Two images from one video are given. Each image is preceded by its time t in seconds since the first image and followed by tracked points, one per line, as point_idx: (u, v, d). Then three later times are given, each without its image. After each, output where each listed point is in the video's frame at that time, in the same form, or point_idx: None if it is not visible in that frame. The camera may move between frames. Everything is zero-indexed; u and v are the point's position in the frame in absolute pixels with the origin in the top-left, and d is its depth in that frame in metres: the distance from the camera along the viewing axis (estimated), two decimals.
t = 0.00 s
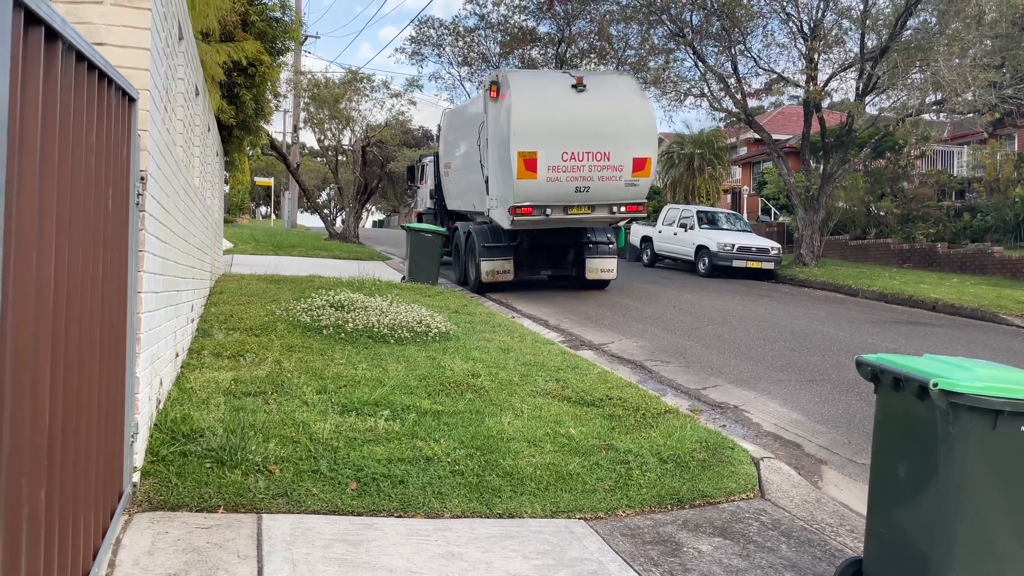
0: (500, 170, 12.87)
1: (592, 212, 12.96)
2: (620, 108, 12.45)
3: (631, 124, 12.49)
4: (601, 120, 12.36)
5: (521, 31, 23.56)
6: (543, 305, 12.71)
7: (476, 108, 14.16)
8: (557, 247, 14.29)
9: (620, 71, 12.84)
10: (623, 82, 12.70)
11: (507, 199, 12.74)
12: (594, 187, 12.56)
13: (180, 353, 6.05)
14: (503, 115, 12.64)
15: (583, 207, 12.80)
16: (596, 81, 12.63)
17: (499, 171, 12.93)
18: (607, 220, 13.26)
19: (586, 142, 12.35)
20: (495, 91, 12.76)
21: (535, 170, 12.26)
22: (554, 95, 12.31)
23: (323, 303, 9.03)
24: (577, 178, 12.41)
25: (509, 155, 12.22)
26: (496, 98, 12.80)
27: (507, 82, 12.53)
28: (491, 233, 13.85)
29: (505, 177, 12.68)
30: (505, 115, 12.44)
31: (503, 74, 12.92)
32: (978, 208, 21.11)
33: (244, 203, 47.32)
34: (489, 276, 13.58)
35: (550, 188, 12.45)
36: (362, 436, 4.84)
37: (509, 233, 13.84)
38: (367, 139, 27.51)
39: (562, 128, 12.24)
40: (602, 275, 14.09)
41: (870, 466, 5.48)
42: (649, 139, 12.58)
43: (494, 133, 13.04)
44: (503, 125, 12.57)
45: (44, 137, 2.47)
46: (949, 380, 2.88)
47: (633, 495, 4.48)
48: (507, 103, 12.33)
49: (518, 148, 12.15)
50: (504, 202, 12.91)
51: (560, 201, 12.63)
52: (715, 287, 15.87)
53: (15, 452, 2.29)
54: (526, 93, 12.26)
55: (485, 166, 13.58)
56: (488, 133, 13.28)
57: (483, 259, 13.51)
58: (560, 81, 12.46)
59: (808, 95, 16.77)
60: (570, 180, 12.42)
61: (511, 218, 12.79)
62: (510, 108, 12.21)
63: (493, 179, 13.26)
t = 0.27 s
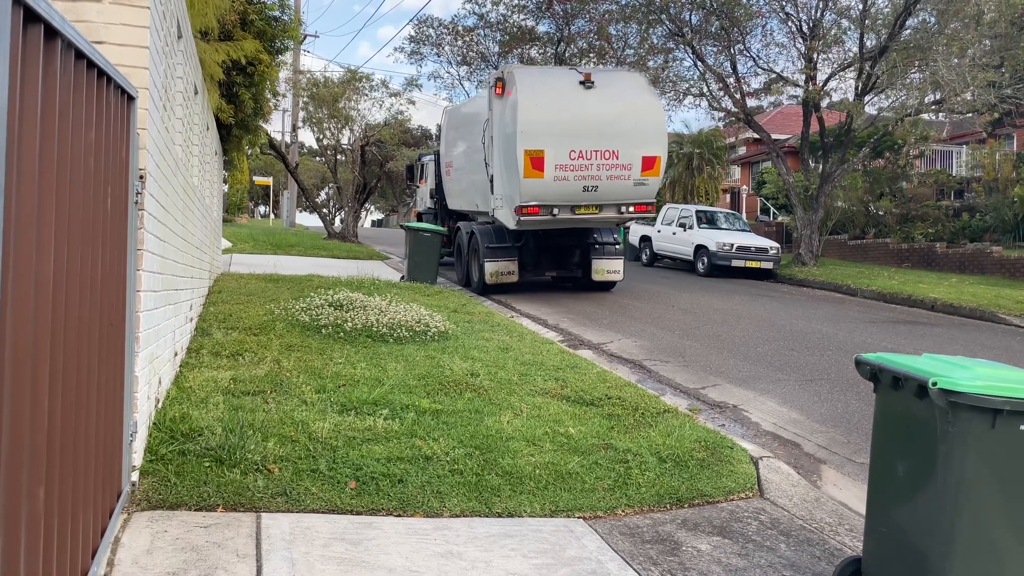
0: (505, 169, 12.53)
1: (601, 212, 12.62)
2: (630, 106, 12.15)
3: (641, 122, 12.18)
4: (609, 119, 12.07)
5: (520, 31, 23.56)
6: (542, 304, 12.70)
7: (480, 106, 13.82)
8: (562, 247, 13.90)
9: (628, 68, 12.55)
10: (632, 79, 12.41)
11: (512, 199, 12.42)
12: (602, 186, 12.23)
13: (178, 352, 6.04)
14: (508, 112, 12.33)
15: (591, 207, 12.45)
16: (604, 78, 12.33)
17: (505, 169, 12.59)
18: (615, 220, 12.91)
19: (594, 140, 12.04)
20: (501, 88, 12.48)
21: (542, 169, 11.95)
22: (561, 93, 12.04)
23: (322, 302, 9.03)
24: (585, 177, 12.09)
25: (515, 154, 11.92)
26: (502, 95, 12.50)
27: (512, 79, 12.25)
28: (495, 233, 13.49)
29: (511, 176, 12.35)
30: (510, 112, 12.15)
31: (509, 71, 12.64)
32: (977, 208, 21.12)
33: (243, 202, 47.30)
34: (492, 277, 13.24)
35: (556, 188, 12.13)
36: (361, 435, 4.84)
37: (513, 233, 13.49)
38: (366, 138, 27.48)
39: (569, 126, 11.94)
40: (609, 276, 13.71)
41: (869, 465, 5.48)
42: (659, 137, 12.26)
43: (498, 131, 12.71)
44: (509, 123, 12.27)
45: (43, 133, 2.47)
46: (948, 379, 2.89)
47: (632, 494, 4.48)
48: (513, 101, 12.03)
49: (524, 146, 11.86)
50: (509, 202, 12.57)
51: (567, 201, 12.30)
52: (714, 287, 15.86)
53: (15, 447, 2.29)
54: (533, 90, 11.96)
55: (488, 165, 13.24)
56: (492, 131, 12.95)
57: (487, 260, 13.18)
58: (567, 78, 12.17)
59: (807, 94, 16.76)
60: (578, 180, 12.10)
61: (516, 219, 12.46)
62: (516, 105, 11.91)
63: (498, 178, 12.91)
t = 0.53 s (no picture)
0: (509, 169, 12.21)
1: (607, 212, 12.28)
2: (636, 103, 11.81)
3: (648, 120, 11.84)
4: (616, 116, 11.71)
5: (518, 30, 23.56)
6: (540, 304, 12.69)
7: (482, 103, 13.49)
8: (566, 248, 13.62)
9: (635, 65, 12.21)
10: (638, 76, 12.06)
11: (516, 199, 12.10)
12: (609, 186, 11.88)
13: (175, 352, 6.04)
14: (511, 110, 12.00)
15: (597, 206, 12.11)
16: (610, 75, 11.98)
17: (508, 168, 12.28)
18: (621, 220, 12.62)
19: (600, 138, 11.69)
20: (503, 85, 12.14)
21: (547, 168, 11.60)
22: (567, 89, 11.67)
23: (320, 301, 9.02)
24: (591, 176, 11.73)
25: (519, 152, 11.58)
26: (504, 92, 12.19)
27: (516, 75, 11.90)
28: (498, 234, 13.27)
29: (514, 176, 12.03)
30: (514, 109, 11.79)
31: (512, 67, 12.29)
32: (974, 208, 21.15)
33: (240, 202, 47.29)
34: (494, 279, 13.04)
35: (562, 188, 11.78)
36: (358, 435, 4.84)
37: (516, 234, 13.24)
38: (364, 138, 27.46)
39: (575, 124, 11.59)
40: (613, 278, 13.47)
41: (866, 465, 5.49)
42: (667, 135, 11.93)
43: (501, 129, 12.38)
44: (512, 120, 11.94)
45: (38, 132, 2.46)
46: (945, 379, 2.89)
47: (629, 493, 4.49)
48: (517, 98, 11.69)
49: (529, 145, 11.51)
50: (512, 202, 12.26)
51: (573, 200, 11.94)
52: (712, 286, 15.87)
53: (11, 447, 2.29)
54: (537, 87, 11.60)
55: (490, 164, 12.90)
56: (494, 129, 12.61)
57: (488, 262, 12.98)
58: (572, 74, 11.81)
59: (805, 94, 16.77)
60: (584, 179, 11.75)
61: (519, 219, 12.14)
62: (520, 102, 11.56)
63: (500, 177, 12.58)
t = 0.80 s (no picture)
0: (512, 168, 11.99)
1: (612, 212, 12.09)
2: (642, 101, 11.62)
3: (654, 118, 11.65)
4: (621, 115, 11.53)
5: (514, 31, 23.57)
6: (537, 304, 12.69)
7: (483, 102, 13.26)
8: (568, 249, 13.49)
9: (640, 62, 12.02)
10: (644, 73, 11.87)
11: (520, 199, 11.91)
12: (614, 185, 11.71)
13: (171, 353, 6.03)
14: (515, 107, 11.81)
15: (602, 207, 11.93)
16: (616, 73, 11.80)
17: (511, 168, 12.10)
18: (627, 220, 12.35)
19: (606, 137, 11.52)
20: (506, 83, 11.95)
21: (551, 168, 11.45)
22: (572, 87, 11.51)
23: (316, 302, 9.02)
24: (596, 176, 11.57)
25: (523, 151, 11.41)
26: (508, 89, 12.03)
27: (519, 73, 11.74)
28: (500, 235, 13.02)
29: (519, 175, 11.83)
30: (518, 108, 11.62)
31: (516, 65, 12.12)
32: (969, 208, 21.24)
33: (236, 203, 47.24)
34: (497, 281, 12.73)
35: (566, 188, 11.61)
36: (355, 436, 4.84)
37: (518, 236, 13.04)
38: (360, 138, 27.43)
39: (580, 122, 11.41)
40: (617, 280, 13.27)
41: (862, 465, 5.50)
42: (673, 134, 11.73)
43: (504, 127, 12.17)
44: (516, 119, 11.76)
45: (33, 133, 2.46)
46: (939, 379, 2.90)
47: (624, 494, 4.49)
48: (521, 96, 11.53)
49: (533, 143, 11.36)
50: (517, 201, 12.04)
51: (577, 201, 11.77)
52: (708, 287, 15.89)
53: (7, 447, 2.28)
54: (541, 85, 11.45)
55: (493, 163, 12.66)
56: (497, 128, 12.38)
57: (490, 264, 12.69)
58: (577, 72, 11.64)
59: (800, 95, 16.80)
60: (588, 178, 11.59)
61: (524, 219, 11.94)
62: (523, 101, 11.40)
63: (504, 177, 12.36)
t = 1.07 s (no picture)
0: (515, 170, 11.57)
1: (619, 215, 11.73)
2: (650, 100, 11.22)
3: (662, 118, 11.28)
4: (629, 115, 11.13)
5: (510, 33, 23.55)
6: (534, 306, 12.69)
7: (485, 102, 12.86)
8: (573, 252, 13.08)
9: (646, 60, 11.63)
10: (651, 72, 11.48)
11: (524, 202, 11.46)
12: (621, 188, 11.33)
13: (167, 355, 6.02)
14: (518, 107, 11.38)
15: (609, 210, 11.56)
16: (622, 71, 11.38)
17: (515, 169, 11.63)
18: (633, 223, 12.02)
19: (613, 138, 11.12)
20: (509, 82, 11.54)
21: (556, 170, 11.00)
22: (578, 85, 11.06)
23: (312, 304, 9.01)
24: (602, 178, 11.18)
25: (527, 153, 10.95)
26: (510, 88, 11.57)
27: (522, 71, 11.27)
28: (502, 238, 12.58)
29: (522, 177, 11.39)
30: (522, 107, 11.16)
31: (518, 63, 11.67)
32: (964, 209, 21.32)
33: (233, 204, 47.19)
34: (499, 286, 12.32)
35: (572, 190, 11.18)
36: (351, 437, 4.83)
37: (521, 239, 12.64)
38: (357, 140, 27.44)
39: (587, 122, 10.98)
40: (623, 284, 12.92)
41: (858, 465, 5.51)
42: (681, 134, 11.39)
43: (507, 128, 11.76)
44: (519, 119, 11.31)
45: (28, 134, 2.45)
46: (934, 379, 2.91)
47: (621, 495, 4.49)
48: (524, 95, 11.08)
49: (539, 145, 10.88)
50: (520, 204, 11.61)
51: (583, 203, 11.34)
52: (704, 288, 15.90)
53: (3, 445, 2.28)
54: (546, 83, 10.99)
55: (495, 165, 12.26)
56: (499, 129, 11.98)
57: (493, 268, 12.27)
58: (582, 70, 11.19)
59: (796, 97, 16.84)
60: (595, 181, 11.18)
61: (527, 222, 11.51)
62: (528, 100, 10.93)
63: (506, 179, 11.95)
